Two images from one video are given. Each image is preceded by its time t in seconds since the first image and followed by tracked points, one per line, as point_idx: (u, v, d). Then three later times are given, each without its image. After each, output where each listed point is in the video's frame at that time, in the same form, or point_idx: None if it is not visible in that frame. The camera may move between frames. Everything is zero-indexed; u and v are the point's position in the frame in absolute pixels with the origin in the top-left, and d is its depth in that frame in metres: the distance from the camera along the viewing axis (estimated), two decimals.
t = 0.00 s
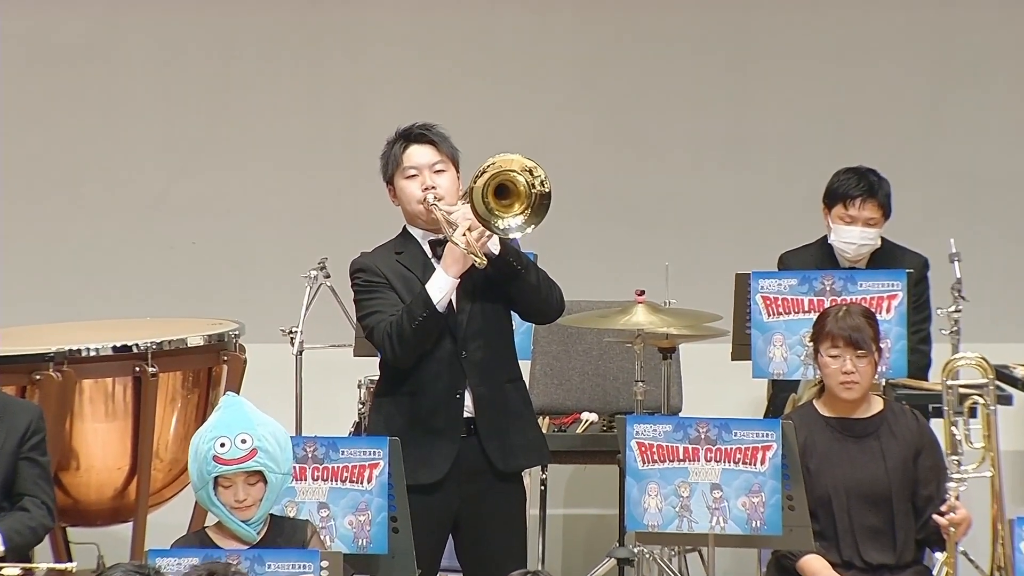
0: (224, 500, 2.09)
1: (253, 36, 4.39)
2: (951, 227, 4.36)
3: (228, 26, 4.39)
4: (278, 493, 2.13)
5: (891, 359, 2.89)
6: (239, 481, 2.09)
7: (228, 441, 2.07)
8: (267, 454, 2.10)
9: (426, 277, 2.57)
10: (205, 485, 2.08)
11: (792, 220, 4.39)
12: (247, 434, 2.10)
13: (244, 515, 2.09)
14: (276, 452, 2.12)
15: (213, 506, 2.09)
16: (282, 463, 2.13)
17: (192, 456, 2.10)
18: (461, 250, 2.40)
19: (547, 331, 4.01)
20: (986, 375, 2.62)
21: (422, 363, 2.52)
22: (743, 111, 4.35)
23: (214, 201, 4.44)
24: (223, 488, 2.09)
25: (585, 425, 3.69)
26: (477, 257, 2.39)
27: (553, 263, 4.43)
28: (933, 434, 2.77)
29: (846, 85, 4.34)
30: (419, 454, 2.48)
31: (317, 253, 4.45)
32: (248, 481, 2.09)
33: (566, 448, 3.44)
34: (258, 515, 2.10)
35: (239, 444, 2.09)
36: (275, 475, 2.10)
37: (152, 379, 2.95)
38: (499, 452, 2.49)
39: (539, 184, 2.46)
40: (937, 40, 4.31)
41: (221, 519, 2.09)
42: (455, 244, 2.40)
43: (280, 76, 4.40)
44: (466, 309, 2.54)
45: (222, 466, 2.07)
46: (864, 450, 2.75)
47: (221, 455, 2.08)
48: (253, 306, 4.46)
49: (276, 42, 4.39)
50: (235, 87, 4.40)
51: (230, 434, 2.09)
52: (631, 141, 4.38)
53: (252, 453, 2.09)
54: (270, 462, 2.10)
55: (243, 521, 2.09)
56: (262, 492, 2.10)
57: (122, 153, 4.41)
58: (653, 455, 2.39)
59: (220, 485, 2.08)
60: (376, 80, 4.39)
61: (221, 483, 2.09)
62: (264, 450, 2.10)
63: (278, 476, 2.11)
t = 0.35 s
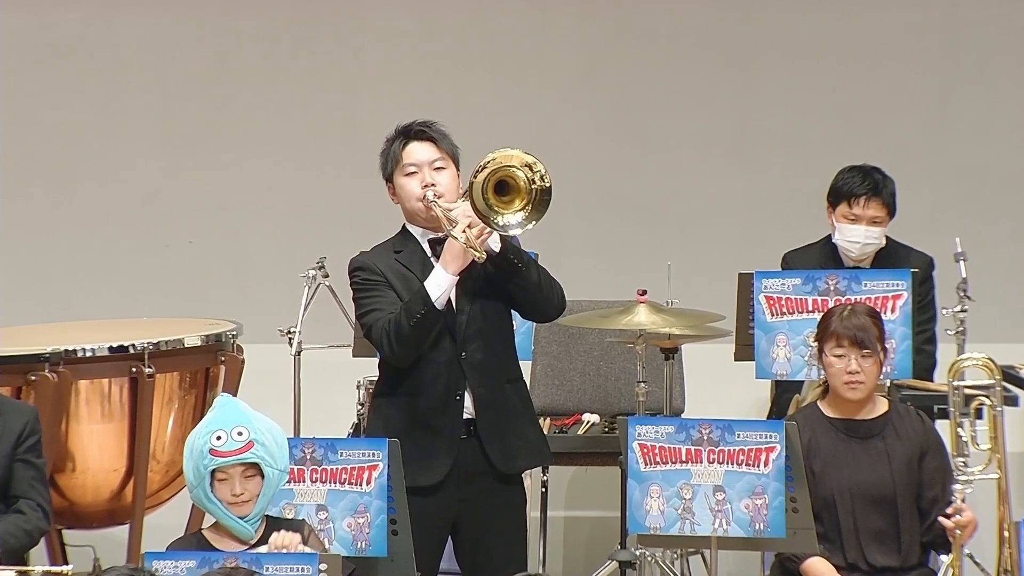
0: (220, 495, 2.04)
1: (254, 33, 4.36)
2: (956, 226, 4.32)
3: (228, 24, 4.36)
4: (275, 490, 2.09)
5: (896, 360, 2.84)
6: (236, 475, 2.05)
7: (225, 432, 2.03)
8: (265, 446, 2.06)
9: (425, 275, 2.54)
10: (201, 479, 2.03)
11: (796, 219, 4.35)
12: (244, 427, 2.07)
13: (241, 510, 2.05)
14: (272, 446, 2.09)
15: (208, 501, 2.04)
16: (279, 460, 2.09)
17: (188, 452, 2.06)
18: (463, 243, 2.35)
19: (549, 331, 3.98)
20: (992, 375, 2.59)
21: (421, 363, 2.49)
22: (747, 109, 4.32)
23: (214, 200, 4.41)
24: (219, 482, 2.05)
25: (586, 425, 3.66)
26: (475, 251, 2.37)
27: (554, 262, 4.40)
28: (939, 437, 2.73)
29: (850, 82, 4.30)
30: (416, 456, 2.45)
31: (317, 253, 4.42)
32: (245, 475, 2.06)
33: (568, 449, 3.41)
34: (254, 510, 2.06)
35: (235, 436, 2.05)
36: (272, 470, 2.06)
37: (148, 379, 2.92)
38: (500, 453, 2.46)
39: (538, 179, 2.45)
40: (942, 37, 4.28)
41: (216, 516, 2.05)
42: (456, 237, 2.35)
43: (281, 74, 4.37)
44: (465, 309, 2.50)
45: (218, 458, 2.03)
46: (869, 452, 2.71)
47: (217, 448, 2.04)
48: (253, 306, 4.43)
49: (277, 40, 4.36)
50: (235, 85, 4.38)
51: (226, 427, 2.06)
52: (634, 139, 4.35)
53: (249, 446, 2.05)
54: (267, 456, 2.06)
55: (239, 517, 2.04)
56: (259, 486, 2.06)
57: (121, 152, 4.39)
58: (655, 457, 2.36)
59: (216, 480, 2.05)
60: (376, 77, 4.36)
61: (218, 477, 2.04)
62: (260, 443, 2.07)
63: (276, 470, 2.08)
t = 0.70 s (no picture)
0: (219, 492, 1.99)
1: (254, 31, 4.32)
2: (963, 224, 4.27)
3: (227, 21, 4.32)
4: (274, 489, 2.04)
5: (903, 359, 2.80)
6: (235, 471, 2.00)
7: (226, 427, 1.97)
8: (265, 444, 2.01)
9: (424, 273, 2.50)
10: (201, 474, 1.97)
11: (801, 217, 4.31)
12: (246, 423, 2.01)
13: (240, 508, 1.99)
14: (273, 443, 2.03)
15: (205, 496, 1.98)
16: (279, 458, 2.04)
17: (188, 446, 2.00)
18: (464, 243, 2.32)
19: (550, 331, 3.94)
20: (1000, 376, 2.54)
21: (419, 363, 2.44)
22: (752, 106, 4.28)
23: (213, 199, 4.37)
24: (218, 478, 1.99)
25: (588, 426, 3.61)
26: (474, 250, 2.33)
27: (556, 261, 4.36)
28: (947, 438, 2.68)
29: (856, 78, 4.25)
30: (414, 457, 2.40)
31: (317, 252, 4.38)
32: (244, 472, 2.00)
33: (569, 450, 3.37)
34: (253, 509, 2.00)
35: (237, 432, 2.00)
36: (272, 468, 2.01)
37: (142, 380, 2.89)
38: (500, 455, 2.41)
39: (539, 175, 2.38)
40: (950, 33, 4.23)
41: (213, 511, 1.99)
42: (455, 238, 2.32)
43: (281, 71, 4.33)
44: (465, 308, 2.46)
45: (219, 453, 1.97)
46: (876, 453, 2.66)
47: (218, 443, 1.98)
48: (252, 305, 4.39)
49: (277, 37, 4.32)
50: (234, 81, 4.34)
51: (228, 423, 2.00)
52: (637, 137, 4.31)
53: (250, 441, 1.99)
54: (268, 453, 2.01)
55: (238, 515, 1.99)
56: (259, 484, 2.01)
57: (120, 151, 4.35)
58: (658, 458, 2.31)
59: (215, 476, 1.99)
60: (377, 74, 4.32)
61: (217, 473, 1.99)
62: (262, 440, 2.01)
63: (276, 469, 2.03)
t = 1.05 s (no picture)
0: (219, 492, 1.97)
1: (253, 29, 4.31)
2: (966, 222, 4.25)
3: (226, 19, 4.31)
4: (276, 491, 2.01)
5: (905, 358, 2.78)
6: (236, 471, 1.98)
7: (227, 425, 1.97)
8: (266, 443, 1.99)
9: (423, 272, 2.48)
10: (202, 472, 1.97)
11: (802, 216, 4.29)
12: (248, 423, 2.01)
13: (240, 508, 1.97)
14: (275, 444, 2.01)
15: (206, 496, 1.97)
16: (282, 460, 2.02)
17: (191, 445, 2.00)
18: (462, 265, 2.31)
19: (550, 330, 3.92)
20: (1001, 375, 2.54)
21: (419, 362, 2.42)
22: (753, 105, 4.26)
23: (212, 198, 4.36)
24: (219, 477, 1.98)
25: (588, 425, 3.60)
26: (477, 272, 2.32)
27: (557, 260, 4.34)
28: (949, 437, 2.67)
29: (859, 75, 4.24)
30: (413, 458, 2.39)
31: (317, 251, 4.37)
32: (245, 471, 1.99)
33: (569, 449, 3.36)
34: (253, 509, 1.98)
35: (238, 431, 1.99)
36: (273, 467, 1.99)
37: (140, 378, 2.88)
38: (500, 455, 2.39)
39: (543, 184, 2.37)
40: (952, 30, 4.21)
41: (214, 512, 1.97)
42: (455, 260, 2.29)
43: (281, 69, 4.32)
44: (464, 307, 2.44)
45: (219, 452, 1.97)
46: (878, 453, 2.65)
47: (219, 441, 1.98)
48: (251, 304, 4.38)
49: (277, 35, 4.31)
50: (234, 80, 4.32)
51: (230, 422, 2.00)
52: (638, 135, 4.29)
53: (250, 440, 1.98)
54: (269, 453, 1.99)
55: (237, 515, 1.97)
56: (260, 484, 1.99)
57: (119, 150, 4.34)
58: (659, 457, 2.29)
59: (216, 475, 1.98)
60: (378, 71, 4.31)
61: (218, 472, 1.98)
62: (263, 439, 1.99)
63: (276, 470, 2.00)
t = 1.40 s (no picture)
0: (220, 491, 1.95)
1: (253, 27, 4.29)
2: (968, 222, 4.23)
3: (226, 18, 4.29)
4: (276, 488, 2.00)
5: (908, 358, 2.76)
6: (236, 469, 1.96)
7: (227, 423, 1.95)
8: (267, 441, 1.98)
9: (420, 274, 2.47)
10: (202, 471, 1.95)
11: (804, 215, 4.27)
12: (247, 420, 1.99)
13: (241, 506, 1.95)
14: (275, 441, 2.00)
15: (207, 495, 1.94)
16: (282, 457, 2.01)
17: (189, 445, 1.98)
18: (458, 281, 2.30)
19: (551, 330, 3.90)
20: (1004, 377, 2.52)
21: (417, 364, 2.40)
22: (755, 104, 4.24)
23: (212, 198, 4.34)
24: (219, 476, 1.96)
25: (589, 425, 3.58)
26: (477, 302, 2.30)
27: (558, 260, 4.33)
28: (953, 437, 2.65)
29: (862, 75, 4.22)
30: (411, 460, 2.36)
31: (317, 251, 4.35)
32: (245, 469, 1.97)
33: (569, 450, 3.34)
34: (255, 507, 1.96)
35: (237, 429, 1.97)
36: (274, 464, 1.97)
37: (138, 379, 2.86)
38: (498, 457, 2.37)
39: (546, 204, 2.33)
40: (955, 30, 4.19)
41: (215, 511, 1.95)
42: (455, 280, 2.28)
43: (280, 69, 4.30)
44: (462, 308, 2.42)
45: (220, 450, 1.95)
46: (881, 453, 2.63)
47: (218, 440, 1.96)
48: (251, 305, 4.37)
49: (276, 34, 4.29)
50: (234, 79, 4.31)
51: (228, 420, 1.98)
52: (639, 134, 4.27)
53: (250, 438, 1.97)
54: (269, 450, 1.98)
55: (239, 514, 1.95)
56: (260, 482, 1.97)
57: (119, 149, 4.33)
58: (659, 458, 2.27)
59: (215, 475, 1.96)
60: (378, 71, 4.29)
61: (218, 471, 1.96)
62: (263, 437, 1.98)
63: (277, 467, 1.98)
